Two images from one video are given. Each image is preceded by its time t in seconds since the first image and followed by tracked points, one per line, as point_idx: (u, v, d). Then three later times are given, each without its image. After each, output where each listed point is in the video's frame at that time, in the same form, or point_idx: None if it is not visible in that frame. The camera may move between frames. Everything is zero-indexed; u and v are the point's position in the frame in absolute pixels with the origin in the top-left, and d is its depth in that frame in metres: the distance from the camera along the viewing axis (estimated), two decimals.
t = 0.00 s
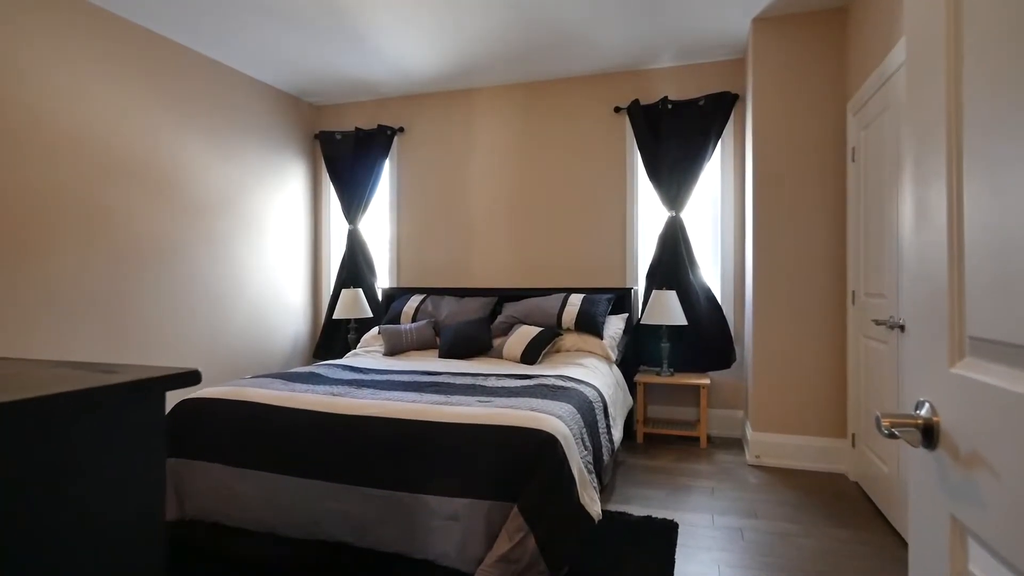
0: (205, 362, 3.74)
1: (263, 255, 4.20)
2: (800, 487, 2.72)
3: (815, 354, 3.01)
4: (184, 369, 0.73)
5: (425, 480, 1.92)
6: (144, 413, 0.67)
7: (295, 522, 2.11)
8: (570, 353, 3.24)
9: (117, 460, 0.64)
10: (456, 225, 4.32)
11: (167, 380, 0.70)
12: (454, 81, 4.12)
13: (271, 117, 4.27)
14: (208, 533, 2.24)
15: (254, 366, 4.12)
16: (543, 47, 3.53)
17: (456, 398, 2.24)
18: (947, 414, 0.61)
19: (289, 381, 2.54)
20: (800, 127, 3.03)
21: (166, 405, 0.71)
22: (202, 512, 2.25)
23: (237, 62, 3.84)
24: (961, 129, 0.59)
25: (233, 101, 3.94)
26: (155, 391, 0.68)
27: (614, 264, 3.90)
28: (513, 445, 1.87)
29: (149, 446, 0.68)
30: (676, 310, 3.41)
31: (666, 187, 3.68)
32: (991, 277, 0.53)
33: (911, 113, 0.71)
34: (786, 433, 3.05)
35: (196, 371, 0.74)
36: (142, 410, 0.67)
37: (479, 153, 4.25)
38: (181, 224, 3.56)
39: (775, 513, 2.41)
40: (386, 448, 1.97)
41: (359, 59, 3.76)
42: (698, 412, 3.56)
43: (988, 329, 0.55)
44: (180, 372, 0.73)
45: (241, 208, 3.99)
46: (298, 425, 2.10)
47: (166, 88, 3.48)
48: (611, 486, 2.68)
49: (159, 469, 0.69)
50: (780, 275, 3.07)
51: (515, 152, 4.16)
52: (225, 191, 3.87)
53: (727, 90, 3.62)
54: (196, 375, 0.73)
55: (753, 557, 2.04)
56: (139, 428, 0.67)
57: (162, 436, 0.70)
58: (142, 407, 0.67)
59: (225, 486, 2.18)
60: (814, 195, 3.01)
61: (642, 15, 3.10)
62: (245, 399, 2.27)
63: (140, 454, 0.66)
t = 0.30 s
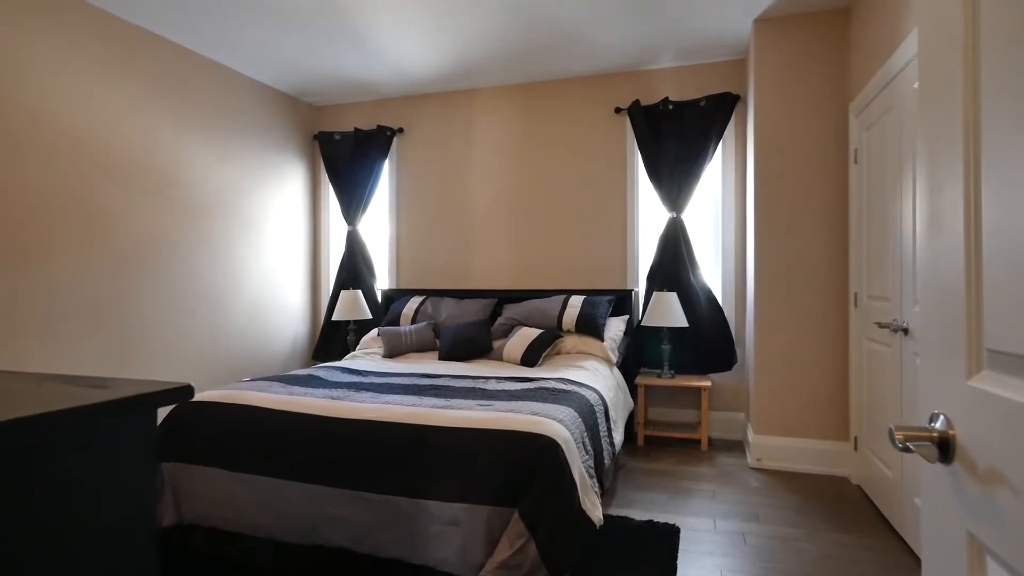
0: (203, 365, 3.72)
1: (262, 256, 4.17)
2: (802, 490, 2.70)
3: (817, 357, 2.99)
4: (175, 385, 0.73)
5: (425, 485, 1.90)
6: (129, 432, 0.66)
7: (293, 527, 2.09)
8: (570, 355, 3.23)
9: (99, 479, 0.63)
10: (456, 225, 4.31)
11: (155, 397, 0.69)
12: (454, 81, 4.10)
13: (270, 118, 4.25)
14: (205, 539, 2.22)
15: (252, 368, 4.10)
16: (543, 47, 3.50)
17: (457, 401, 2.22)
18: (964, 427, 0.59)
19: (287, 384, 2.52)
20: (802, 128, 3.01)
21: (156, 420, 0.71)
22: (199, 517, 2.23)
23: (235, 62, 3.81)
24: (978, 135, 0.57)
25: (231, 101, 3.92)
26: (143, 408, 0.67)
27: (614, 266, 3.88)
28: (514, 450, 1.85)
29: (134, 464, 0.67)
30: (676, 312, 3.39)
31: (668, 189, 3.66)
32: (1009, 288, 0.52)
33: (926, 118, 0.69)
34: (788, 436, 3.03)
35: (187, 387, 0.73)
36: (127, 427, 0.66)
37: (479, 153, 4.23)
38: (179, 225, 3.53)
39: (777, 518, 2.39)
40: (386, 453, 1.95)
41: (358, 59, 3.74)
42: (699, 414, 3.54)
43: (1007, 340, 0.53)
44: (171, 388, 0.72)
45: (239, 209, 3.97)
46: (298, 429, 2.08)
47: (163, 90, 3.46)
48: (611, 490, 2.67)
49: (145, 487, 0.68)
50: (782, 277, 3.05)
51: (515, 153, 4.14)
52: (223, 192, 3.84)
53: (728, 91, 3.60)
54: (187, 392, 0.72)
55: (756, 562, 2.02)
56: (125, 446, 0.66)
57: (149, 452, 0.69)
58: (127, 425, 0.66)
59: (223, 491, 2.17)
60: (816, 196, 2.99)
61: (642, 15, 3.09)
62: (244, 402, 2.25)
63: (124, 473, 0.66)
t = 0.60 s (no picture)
0: (202, 367, 3.70)
1: (261, 258, 4.15)
2: (804, 493, 2.69)
3: (819, 359, 2.97)
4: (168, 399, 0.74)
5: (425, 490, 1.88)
6: (130, 448, 0.68)
7: (293, 532, 2.07)
8: (571, 358, 3.21)
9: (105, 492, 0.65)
10: (456, 227, 4.29)
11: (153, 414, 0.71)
12: (454, 81, 4.08)
13: (269, 119, 4.23)
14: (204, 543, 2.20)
15: (251, 370, 4.08)
16: (543, 48, 3.49)
17: (457, 405, 2.20)
18: (982, 441, 0.58)
19: (286, 387, 2.50)
20: (804, 129, 3.00)
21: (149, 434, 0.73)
22: (198, 522, 2.21)
23: (234, 62, 3.79)
24: (998, 141, 0.56)
25: (230, 102, 3.90)
26: (143, 423, 0.69)
27: (615, 268, 3.87)
28: (515, 454, 1.84)
29: (136, 475, 0.69)
30: (677, 314, 3.38)
31: (669, 190, 3.65)
32: None
33: (940, 121, 0.68)
34: (790, 439, 3.02)
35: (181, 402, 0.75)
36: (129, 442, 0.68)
37: (479, 154, 4.21)
38: (176, 227, 3.51)
39: (779, 522, 2.37)
40: (386, 457, 1.93)
41: (358, 60, 3.72)
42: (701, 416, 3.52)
43: None
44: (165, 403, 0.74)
45: (238, 211, 3.94)
46: (296, 433, 2.06)
47: (162, 91, 3.44)
48: (613, 493, 2.65)
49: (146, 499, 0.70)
50: (784, 279, 3.03)
51: (515, 154, 4.12)
52: (222, 194, 3.82)
53: (729, 92, 3.58)
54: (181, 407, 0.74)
55: (759, 568, 2.00)
56: (128, 460, 0.68)
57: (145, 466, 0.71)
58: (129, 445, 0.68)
59: (222, 496, 2.14)
60: (818, 198, 2.97)
61: (643, 16, 3.07)
62: (243, 406, 2.23)
63: (128, 489, 0.68)
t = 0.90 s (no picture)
0: (200, 370, 3.68)
1: (259, 260, 4.13)
2: (807, 497, 2.67)
3: (821, 361, 2.96)
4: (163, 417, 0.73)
5: (426, 495, 1.86)
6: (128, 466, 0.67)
7: (292, 537, 2.05)
8: (571, 360, 3.19)
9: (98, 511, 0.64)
10: (456, 228, 4.27)
11: (148, 433, 0.70)
12: (454, 82, 4.07)
13: (267, 120, 4.20)
14: (202, 548, 2.18)
15: (250, 373, 4.05)
16: (543, 48, 3.46)
17: (458, 409, 2.18)
18: (1003, 456, 0.56)
19: (285, 390, 2.48)
20: (806, 130, 2.98)
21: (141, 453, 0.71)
22: (196, 527, 2.19)
23: (233, 63, 3.77)
24: (1021, 149, 0.55)
25: (229, 102, 3.88)
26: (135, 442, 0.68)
27: (615, 269, 3.85)
28: (516, 459, 1.82)
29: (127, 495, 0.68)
30: (678, 316, 3.36)
31: (670, 191, 3.63)
32: None
33: (955, 127, 0.66)
34: (792, 442, 3.00)
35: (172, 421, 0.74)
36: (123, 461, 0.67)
37: (479, 156, 4.19)
38: (174, 229, 3.48)
39: (782, 526, 2.36)
40: (386, 462, 1.92)
41: (357, 60, 3.69)
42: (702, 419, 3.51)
43: None
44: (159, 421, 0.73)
45: (236, 213, 3.91)
46: (295, 437, 2.05)
47: (159, 92, 3.42)
48: (614, 497, 2.63)
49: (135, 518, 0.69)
50: (786, 281, 3.02)
51: (515, 155, 4.10)
52: (220, 196, 3.80)
53: (731, 93, 3.57)
54: (178, 426, 0.73)
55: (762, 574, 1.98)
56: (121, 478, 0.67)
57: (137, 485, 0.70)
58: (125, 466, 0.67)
59: (220, 501, 2.13)
60: (820, 200, 2.96)
61: (644, 16, 3.06)
62: (242, 409, 2.21)
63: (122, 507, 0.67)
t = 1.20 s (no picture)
0: (198, 373, 3.65)
1: (258, 262, 4.11)
2: (809, 501, 2.66)
3: (822, 364, 2.94)
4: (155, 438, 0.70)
5: (426, 500, 1.85)
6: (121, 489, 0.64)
7: (291, 543, 2.03)
8: (571, 362, 3.18)
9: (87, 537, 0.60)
10: (455, 229, 4.25)
11: (141, 453, 0.67)
12: (453, 83, 4.05)
13: (266, 120, 4.18)
14: (199, 553, 2.16)
15: (248, 375, 4.03)
16: (543, 48, 3.45)
17: (457, 413, 2.16)
18: (1019, 474, 0.55)
19: (284, 394, 2.46)
20: (808, 131, 2.97)
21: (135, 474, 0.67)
22: (193, 532, 2.18)
23: (231, 63, 3.75)
24: None
25: (227, 103, 3.86)
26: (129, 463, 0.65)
27: (616, 271, 3.83)
28: (516, 464, 1.80)
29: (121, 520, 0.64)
30: (679, 318, 3.35)
31: (670, 192, 3.62)
32: None
33: (971, 135, 0.64)
34: (793, 445, 2.99)
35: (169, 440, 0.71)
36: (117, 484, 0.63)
37: (478, 157, 4.18)
38: (172, 231, 3.46)
39: (784, 530, 2.34)
40: (385, 467, 1.90)
41: (356, 60, 3.67)
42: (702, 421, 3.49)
43: None
44: (154, 440, 0.70)
45: (234, 215, 3.89)
46: (294, 442, 2.03)
47: (157, 93, 3.39)
48: (614, 501, 2.62)
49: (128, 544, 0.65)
50: (788, 283, 3.00)
51: (515, 156, 4.09)
52: (219, 198, 3.78)
53: (731, 94, 3.56)
54: (172, 446, 0.70)
55: None
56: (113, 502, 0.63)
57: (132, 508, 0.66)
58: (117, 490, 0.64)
59: (218, 505, 2.11)
60: (822, 202, 2.94)
61: (645, 16, 3.04)
62: (240, 414, 2.19)
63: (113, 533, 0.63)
